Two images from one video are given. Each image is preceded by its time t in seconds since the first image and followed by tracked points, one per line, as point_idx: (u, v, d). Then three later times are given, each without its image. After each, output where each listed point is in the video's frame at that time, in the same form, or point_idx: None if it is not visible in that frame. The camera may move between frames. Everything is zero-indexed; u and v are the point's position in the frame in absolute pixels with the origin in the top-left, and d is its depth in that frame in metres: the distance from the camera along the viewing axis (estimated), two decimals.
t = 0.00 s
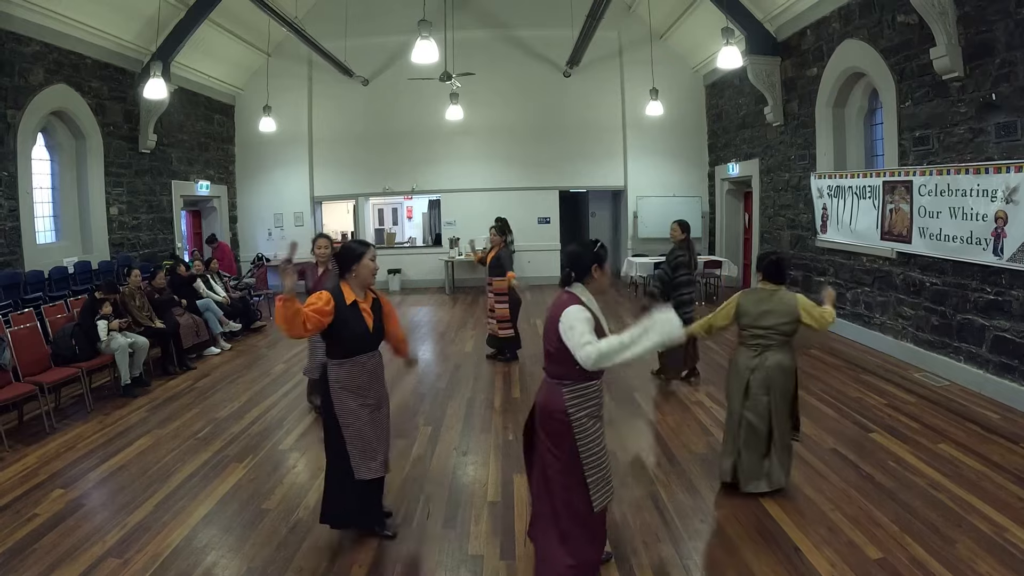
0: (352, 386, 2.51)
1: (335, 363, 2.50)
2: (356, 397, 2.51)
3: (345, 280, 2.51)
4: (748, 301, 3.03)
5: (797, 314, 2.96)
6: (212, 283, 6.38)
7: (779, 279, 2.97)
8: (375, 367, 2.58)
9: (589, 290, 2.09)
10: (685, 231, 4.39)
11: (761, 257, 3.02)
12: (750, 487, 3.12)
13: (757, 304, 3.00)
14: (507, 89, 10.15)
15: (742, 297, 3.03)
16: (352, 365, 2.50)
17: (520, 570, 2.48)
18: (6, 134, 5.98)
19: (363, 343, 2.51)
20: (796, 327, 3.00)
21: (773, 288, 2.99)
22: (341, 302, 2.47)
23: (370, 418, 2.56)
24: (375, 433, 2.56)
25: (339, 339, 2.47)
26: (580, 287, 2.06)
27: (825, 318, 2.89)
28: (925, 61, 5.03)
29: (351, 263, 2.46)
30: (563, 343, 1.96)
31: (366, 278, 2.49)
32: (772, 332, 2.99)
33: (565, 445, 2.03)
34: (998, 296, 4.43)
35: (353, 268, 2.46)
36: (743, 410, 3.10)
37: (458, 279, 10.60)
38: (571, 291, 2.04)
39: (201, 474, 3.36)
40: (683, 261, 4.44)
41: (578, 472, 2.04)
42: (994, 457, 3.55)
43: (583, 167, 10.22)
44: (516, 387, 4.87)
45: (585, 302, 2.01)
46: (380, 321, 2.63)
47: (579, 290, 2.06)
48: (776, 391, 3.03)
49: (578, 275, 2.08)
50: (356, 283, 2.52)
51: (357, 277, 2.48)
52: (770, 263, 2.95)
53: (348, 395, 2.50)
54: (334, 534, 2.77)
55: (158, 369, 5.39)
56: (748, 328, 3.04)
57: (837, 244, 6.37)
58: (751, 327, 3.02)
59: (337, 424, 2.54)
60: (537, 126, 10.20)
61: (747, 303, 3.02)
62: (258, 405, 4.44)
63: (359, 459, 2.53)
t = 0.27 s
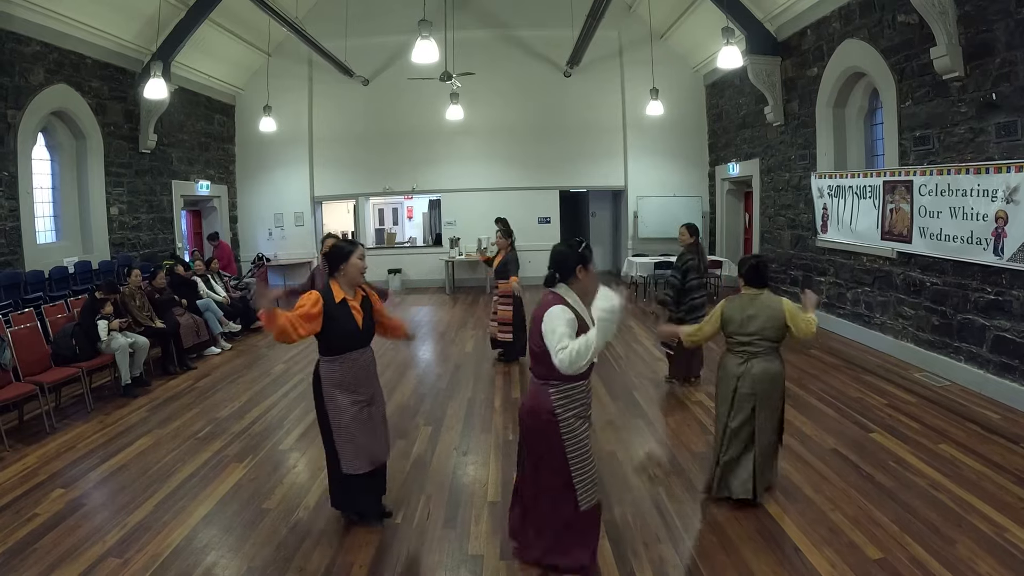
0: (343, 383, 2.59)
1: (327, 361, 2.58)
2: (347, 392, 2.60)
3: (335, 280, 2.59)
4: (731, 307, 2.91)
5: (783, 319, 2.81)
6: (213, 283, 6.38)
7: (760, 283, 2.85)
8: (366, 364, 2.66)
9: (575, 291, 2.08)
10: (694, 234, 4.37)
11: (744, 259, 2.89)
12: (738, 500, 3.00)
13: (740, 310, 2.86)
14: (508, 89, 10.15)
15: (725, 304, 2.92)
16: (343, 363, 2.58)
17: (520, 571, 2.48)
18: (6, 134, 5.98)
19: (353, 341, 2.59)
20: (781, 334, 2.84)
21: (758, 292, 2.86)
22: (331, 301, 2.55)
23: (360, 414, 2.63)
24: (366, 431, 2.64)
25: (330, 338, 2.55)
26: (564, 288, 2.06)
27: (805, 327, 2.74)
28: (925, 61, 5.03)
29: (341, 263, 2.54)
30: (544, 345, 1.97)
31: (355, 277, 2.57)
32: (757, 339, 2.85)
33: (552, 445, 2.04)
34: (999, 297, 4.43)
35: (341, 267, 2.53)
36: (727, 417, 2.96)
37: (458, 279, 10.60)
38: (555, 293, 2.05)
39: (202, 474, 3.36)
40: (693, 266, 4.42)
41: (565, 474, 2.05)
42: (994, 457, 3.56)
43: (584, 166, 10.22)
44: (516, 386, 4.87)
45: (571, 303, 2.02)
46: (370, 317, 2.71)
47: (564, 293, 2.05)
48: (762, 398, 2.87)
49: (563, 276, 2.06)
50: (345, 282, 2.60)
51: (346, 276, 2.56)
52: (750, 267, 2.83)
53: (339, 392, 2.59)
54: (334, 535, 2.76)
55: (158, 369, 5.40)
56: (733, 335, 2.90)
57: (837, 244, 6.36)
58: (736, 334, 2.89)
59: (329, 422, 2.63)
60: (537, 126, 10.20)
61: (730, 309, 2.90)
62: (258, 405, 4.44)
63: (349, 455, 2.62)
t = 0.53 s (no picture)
0: (329, 380, 2.64)
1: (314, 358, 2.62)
2: (333, 390, 2.65)
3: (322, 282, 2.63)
4: (727, 309, 2.77)
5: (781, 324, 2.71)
6: (213, 284, 6.38)
7: (756, 286, 2.74)
8: (352, 361, 2.69)
9: (561, 293, 2.22)
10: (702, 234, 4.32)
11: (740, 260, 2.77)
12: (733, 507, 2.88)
13: (738, 313, 2.74)
14: (508, 90, 10.16)
15: (721, 305, 2.77)
16: (329, 360, 2.62)
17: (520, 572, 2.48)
18: (7, 135, 5.99)
19: (340, 339, 2.63)
20: (781, 337, 2.74)
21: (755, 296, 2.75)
22: (319, 301, 2.58)
23: (345, 411, 2.69)
24: (351, 428, 2.71)
25: (321, 339, 2.59)
26: (553, 291, 2.18)
27: (808, 348, 2.65)
28: (925, 62, 5.03)
29: (326, 264, 2.59)
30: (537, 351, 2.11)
31: (341, 277, 2.62)
32: (757, 343, 2.73)
33: (535, 449, 2.23)
34: (999, 297, 4.43)
35: (327, 268, 2.58)
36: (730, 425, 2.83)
37: (459, 280, 10.60)
38: (546, 295, 2.17)
39: (202, 474, 3.37)
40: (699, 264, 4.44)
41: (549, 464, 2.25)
42: (994, 458, 3.56)
43: (584, 167, 10.21)
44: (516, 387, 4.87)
45: (563, 307, 2.16)
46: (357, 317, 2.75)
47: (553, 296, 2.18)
48: (767, 404, 2.76)
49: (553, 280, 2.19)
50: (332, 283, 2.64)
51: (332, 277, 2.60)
52: (745, 269, 2.71)
53: (324, 389, 2.64)
54: (334, 535, 2.77)
55: (159, 370, 5.40)
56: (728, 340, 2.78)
57: (838, 244, 6.36)
58: (734, 339, 2.76)
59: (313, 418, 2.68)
60: (538, 126, 10.20)
61: (725, 312, 2.77)
62: (258, 406, 4.45)
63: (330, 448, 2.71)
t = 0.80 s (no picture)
0: (319, 378, 2.66)
1: (305, 354, 2.66)
2: (321, 386, 2.66)
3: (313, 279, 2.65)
4: (717, 308, 2.76)
5: (771, 326, 2.67)
6: (213, 284, 6.38)
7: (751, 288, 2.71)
8: (340, 359, 2.73)
9: (542, 290, 2.15)
10: (710, 237, 4.31)
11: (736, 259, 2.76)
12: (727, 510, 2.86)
13: (728, 313, 2.73)
14: (509, 90, 10.16)
15: (712, 304, 2.77)
16: (318, 355, 2.66)
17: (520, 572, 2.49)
18: (8, 135, 5.99)
19: (328, 336, 2.66)
20: (769, 340, 2.71)
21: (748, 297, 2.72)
22: (308, 299, 2.61)
23: (334, 409, 2.71)
24: (338, 424, 2.73)
25: (307, 335, 2.63)
26: (535, 290, 2.10)
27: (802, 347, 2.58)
28: (926, 62, 5.03)
29: (318, 261, 2.60)
30: (518, 346, 2.02)
31: (331, 276, 2.63)
32: (743, 345, 2.71)
33: (522, 448, 2.14)
34: (999, 298, 4.43)
35: (318, 268, 2.60)
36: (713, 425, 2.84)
37: (459, 280, 10.60)
38: (527, 293, 2.08)
39: (203, 475, 3.37)
40: (708, 270, 4.34)
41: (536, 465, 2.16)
42: (994, 458, 3.56)
43: (584, 168, 10.22)
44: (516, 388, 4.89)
45: (541, 303, 2.07)
46: (347, 314, 2.77)
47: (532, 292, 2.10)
48: (750, 407, 2.75)
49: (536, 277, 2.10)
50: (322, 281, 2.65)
51: (323, 276, 2.62)
52: (740, 268, 2.70)
53: (314, 387, 2.65)
54: (334, 535, 2.77)
55: (159, 370, 5.41)
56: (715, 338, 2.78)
57: (838, 245, 6.36)
58: (721, 339, 2.75)
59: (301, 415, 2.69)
60: (538, 127, 10.20)
61: (716, 311, 2.76)
62: (259, 406, 4.45)
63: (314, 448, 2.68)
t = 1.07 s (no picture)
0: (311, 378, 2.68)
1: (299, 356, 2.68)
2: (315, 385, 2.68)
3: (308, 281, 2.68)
4: (699, 313, 2.74)
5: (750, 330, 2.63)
6: (214, 284, 6.39)
7: (732, 291, 2.67)
8: (336, 359, 2.74)
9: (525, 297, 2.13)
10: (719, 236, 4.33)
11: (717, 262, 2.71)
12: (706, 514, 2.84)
13: (707, 317, 2.70)
14: (509, 91, 10.16)
15: (693, 310, 2.76)
16: (311, 356, 2.67)
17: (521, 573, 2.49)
18: (8, 135, 5.99)
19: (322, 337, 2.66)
20: (748, 344, 2.66)
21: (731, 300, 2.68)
22: (301, 301, 2.64)
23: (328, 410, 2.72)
24: (333, 422, 2.73)
25: (303, 334, 2.64)
26: (515, 295, 2.09)
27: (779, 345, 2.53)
28: (926, 63, 5.03)
29: (314, 265, 2.63)
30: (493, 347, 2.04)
31: (326, 280, 2.66)
32: (721, 349, 2.69)
33: (500, 453, 2.11)
34: (1000, 298, 4.43)
35: (313, 270, 2.63)
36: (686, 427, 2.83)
37: (460, 280, 10.59)
38: (507, 300, 2.09)
39: (203, 475, 3.37)
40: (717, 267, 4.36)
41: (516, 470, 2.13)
42: (994, 459, 3.56)
43: (585, 168, 10.21)
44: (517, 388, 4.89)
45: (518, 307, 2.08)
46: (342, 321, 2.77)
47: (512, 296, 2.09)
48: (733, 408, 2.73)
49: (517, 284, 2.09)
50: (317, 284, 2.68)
51: (318, 279, 2.65)
52: (719, 272, 2.65)
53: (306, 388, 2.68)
54: (334, 536, 2.77)
55: (159, 370, 5.41)
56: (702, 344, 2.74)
57: (839, 245, 6.36)
58: (701, 343, 2.73)
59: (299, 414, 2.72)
60: (538, 127, 10.20)
61: (697, 315, 2.75)
62: (259, 406, 4.45)
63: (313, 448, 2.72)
